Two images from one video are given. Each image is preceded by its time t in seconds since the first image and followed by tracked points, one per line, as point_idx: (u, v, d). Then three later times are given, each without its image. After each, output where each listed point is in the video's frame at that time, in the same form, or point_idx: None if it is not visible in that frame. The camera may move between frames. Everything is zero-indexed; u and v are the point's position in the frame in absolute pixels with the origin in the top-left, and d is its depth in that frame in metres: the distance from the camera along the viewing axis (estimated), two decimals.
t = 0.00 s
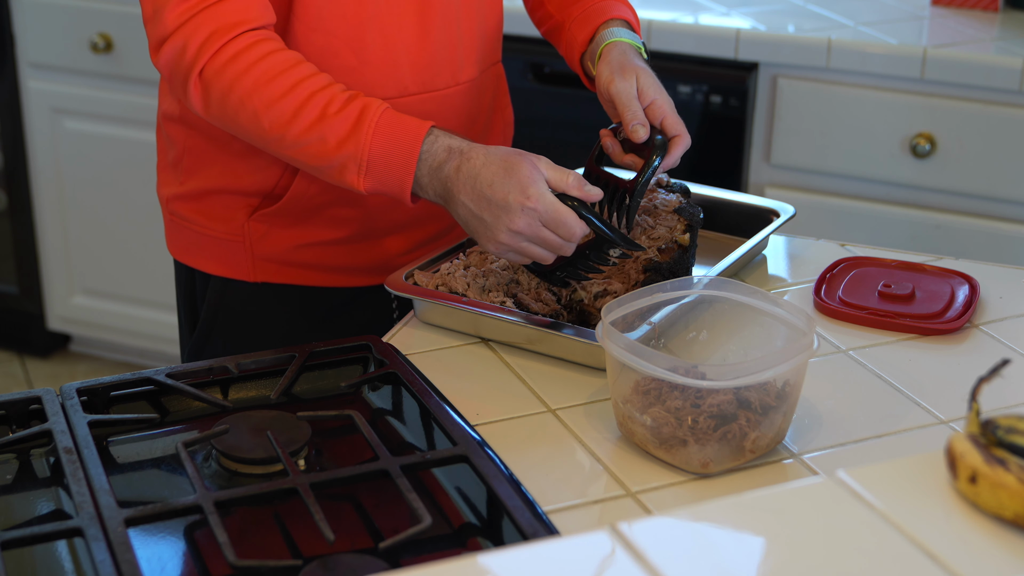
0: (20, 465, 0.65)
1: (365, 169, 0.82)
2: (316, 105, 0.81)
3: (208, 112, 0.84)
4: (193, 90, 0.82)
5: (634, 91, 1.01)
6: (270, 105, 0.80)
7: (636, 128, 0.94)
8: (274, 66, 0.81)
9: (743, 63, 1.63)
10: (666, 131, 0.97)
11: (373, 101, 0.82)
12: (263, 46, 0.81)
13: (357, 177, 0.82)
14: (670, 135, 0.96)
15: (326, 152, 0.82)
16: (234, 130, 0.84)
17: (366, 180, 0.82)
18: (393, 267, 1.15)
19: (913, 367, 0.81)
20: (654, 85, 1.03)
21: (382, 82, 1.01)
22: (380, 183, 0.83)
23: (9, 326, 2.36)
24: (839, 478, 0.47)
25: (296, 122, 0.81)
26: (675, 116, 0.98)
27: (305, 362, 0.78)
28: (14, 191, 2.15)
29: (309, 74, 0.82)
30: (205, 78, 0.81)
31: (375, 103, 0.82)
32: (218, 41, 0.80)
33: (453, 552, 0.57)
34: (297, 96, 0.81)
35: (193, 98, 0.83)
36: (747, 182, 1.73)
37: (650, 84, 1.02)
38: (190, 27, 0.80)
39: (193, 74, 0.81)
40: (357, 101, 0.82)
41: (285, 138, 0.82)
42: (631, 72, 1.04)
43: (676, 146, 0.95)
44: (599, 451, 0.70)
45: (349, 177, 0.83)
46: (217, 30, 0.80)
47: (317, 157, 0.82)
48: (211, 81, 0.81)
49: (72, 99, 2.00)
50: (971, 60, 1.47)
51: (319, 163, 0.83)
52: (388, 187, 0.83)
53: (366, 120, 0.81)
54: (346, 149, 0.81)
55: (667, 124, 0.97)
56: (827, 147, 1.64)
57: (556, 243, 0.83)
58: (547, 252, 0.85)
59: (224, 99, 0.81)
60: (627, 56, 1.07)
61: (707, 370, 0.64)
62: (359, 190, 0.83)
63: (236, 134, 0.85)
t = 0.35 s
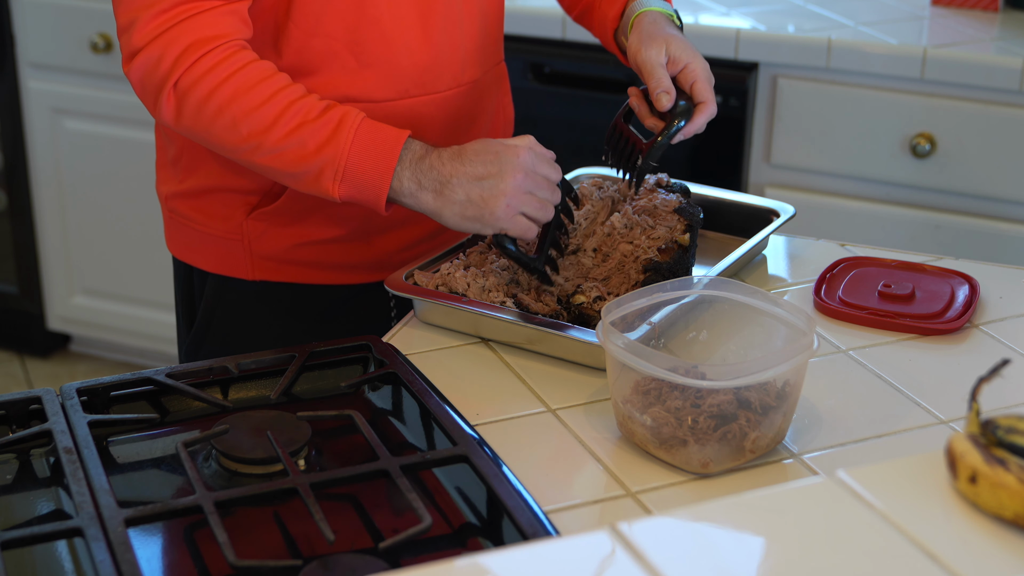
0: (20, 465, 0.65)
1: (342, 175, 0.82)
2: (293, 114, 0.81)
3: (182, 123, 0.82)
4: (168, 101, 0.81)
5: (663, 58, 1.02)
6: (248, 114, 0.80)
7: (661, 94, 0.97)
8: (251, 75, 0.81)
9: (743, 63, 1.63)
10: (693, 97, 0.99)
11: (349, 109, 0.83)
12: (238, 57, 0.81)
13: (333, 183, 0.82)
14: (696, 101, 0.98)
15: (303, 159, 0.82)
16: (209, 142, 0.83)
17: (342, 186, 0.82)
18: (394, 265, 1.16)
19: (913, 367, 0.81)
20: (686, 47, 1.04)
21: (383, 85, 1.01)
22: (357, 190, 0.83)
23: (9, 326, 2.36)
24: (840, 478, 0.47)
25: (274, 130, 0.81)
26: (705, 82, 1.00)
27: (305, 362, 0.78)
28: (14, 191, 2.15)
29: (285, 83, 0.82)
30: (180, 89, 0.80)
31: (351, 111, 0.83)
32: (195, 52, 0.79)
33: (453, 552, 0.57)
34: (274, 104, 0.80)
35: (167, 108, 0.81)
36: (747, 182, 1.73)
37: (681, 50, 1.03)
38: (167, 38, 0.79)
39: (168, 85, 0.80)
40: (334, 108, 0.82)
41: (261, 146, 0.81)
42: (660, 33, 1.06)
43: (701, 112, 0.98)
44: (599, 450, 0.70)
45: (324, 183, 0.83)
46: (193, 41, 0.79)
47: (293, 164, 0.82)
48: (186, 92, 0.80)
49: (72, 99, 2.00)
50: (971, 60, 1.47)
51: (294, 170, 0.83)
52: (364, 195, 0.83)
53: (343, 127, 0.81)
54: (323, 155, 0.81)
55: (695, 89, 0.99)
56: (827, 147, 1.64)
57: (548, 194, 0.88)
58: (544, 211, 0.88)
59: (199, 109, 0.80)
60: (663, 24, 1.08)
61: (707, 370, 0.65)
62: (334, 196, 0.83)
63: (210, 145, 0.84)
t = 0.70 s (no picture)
0: (21, 465, 0.65)
1: (364, 150, 0.80)
2: (309, 94, 0.80)
3: (198, 121, 0.82)
4: (181, 99, 0.81)
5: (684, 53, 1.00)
6: (263, 100, 0.79)
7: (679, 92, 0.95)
8: (264, 62, 0.80)
9: (743, 63, 1.63)
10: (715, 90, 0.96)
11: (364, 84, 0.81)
12: (250, 47, 0.81)
13: (356, 160, 0.80)
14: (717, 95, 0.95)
15: (322, 138, 0.80)
16: (226, 138, 0.83)
17: (366, 162, 0.80)
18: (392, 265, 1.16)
19: (913, 367, 0.81)
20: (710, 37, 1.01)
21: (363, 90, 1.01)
22: (380, 165, 0.81)
23: (9, 326, 2.36)
24: (839, 478, 0.47)
25: (290, 113, 0.79)
26: (729, 73, 0.96)
27: (305, 362, 0.78)
28: (14, 191, 2.15)
29: (298, 68, 0.81)
30: (193, 84, 0.80)
31: (367, 86, 0.81)
32: (205, 44, 0.79)
33: (454, 552, 0.57)
34: (289, 86, 0.80)
35: (181, 107, 0.82)
36: (747, 182, 1.73)
37: (704, 44, 1.00)
38: (176, 36, 0.79)
39: (180, 81, 0.80)
40: (350, 85, 0.81)
41: (279, 132, 0.80)
42: (683, 26, 1.04)
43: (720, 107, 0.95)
44: (599, 451, 0.70)
45: (348, 162, 0.81)
46: (202, 35, 0.79)
47: (313, 146, 0.80)
48: (198, 86, 0.80)
49: (72, 98, 2.00)
50: (971, 60, 1.47)
51: (316, 153, 0.81)
52: (389, 169, 0.81)
53: (359, 100, 0.80)
54: (342, 131, 0.79)
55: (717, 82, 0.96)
56: (827, 148, 1.64)
57: (578, 156, 0.85)
58: (577, 175, 0.85)
59: (213, 102, 0.80)
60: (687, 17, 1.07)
61: (707, 370, 0.65)
62: (359, 175, 0.81)
63: (228, 141, 0.83)
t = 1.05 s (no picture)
0: (20, 465, 0.65)
1: (335, 187, 0.82)
2: (288, 122, 0.81)
3: (171, 125, 0.82)
4: (159, 100, 0.81)
5: (636, 137, 0.94)
6: (242, 118, 0.80)
7: (624, 181, 0.91)
8: (247, 80, 0.81)
9: (743, 63, 1.63)
10: (658, 183, 0.90)
11: (343, 122, 0.83)
12: (234, 62, 0.81)
13: (325, 195, 0.82)
14: (659, 189, 0.90)
15: (295, 169, 0.82)
16: (197, 146, 0.83)
17: (333, 199, 0.82)
18: (393, 266, 1.16)
19: (913, 367, 0.81)
20: (668, 119, 0.96)
21: (373, 95, 1.01)
22: (347, 204, 0.83)
23: (9, 326, 2.36)
24: (839, 478, 0.47)
25: (265, 137, 0.81)
26: (675, 166, 0.91)
27: (305, 362, 0.78)
28: (14, 191, 2.15)
29: (279, 92, 0.82)
30: (174, 89, 0.80)
31: (346, 125, 0.83)
32: (193, 52, 0.79)
33: (454, 552, 0.57)
34: (270, 110, 0.81)
35: (157, 108, 0.81)
36: (747, 182, 1.73)
37: (658, 128, 0.94)
38: (165, 37, 0.78)
39: (161, 85, 0.80)
40: (329, 120, 0.83)
41: (252, 153, 0.81)
42: (645, 102, 0.99)
43: (663, 204, 0.89)
44: (599, 450, 0.70)
45: (316, 196, 0.83)
46: (191, 43, 0.79)
47: (284, 173, 0.82)
48: (179, 92, 0.80)
49: (72, 98, 2.00)
50: (971, 60, 1.47)
51: (285, 180, 0.83)
52: (355, 209, 0.83)
53: (337, 139, 0.82)
54: (316, 166, 0.81)
55: (661, 175, 0.91)
56: (827, 147, 1.64)
57: (537, 210, 0.90)
58: (539, 224, 0.90)
59: (191, 111, 0.80)
60: (656, 85, 1.02)
61: (707, 370, 0.64)
62: (324, 209, 0.83)
63: (198, 149, 0.84)
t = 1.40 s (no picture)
0: (20, 465, 0.65)
1: (357, 196, 0.83)
2: (314, 128, 0.82)
3: (192, 127, 0.81)
4: (182, 102, 0.80)
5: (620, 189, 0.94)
6: (268, 123, 0.80)
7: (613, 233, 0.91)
8: (272, 86, 0.81)
9: (743, 63, 1.63)
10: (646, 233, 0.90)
11: (367, 133, 0.84)
12: (260, 66, 0.81)
13: (347, 204, 0.83)
14: (646, 239, 0.90)
15: (318, 176, 0.82)
16: (218, 148, 0.82)
17: (355, 208, 0.83)
18: (392, 267, 1.16)
19: (913, 367, 0.81)
20: (649, 163, 0.96)
21: (379, 97, 1.01)
22: (368, 214, 0.84)
23: (9, 326, 2.36)
24: (839, 478, 0.47)
25: (290, 143, 0.81)
26: (659, 216, 0.90)
27: (305, 362, 0.78)
28: (14, 191, 2.15)
29: (303, 99, 0.83)
30: (199, 91, 0.79)
31: (369, 135, 0.84)
32: (220, 54, 0.79)
33: (453, 552, 0.57)
34: (295, 117, 0.81)
35: (180, 110, 0.81)
36: (747, 183, 1.73)
37: (640, 176, 0.94)
38: (192, 37, 0.78)
39: (186, 85, 0.79)
40: (353, 130, 0.83)
41: (275, 158, 0.81)
42: (626, 147, 0.98)
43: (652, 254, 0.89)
44: (599, 450, 0.70)
45: (337, 204, 0.83)
46: (218, 45, 0.79)
47: (307, 180, 0.82)
48: (205, 94, 0.79)
49: (72, 98, 2.00)
50: (971, 60, 1.47)
51: (307, 187, 0.83)
52: (375, 218, 0.84)
53: (362, 148, 0.83)
54: (341, 173, 0.82)
55: (647, 226, 0.90)
56: (826, 147, 1.64)
57: (554, 226, 0.91)
58: (554, 241, 0.90)
59: (216, 114, 0.80)
60: (638, 126, 1.02)
61: (707, 370, 0.64)
62: (344, 218, 0.84)
63: (218, 152, 0.83)
